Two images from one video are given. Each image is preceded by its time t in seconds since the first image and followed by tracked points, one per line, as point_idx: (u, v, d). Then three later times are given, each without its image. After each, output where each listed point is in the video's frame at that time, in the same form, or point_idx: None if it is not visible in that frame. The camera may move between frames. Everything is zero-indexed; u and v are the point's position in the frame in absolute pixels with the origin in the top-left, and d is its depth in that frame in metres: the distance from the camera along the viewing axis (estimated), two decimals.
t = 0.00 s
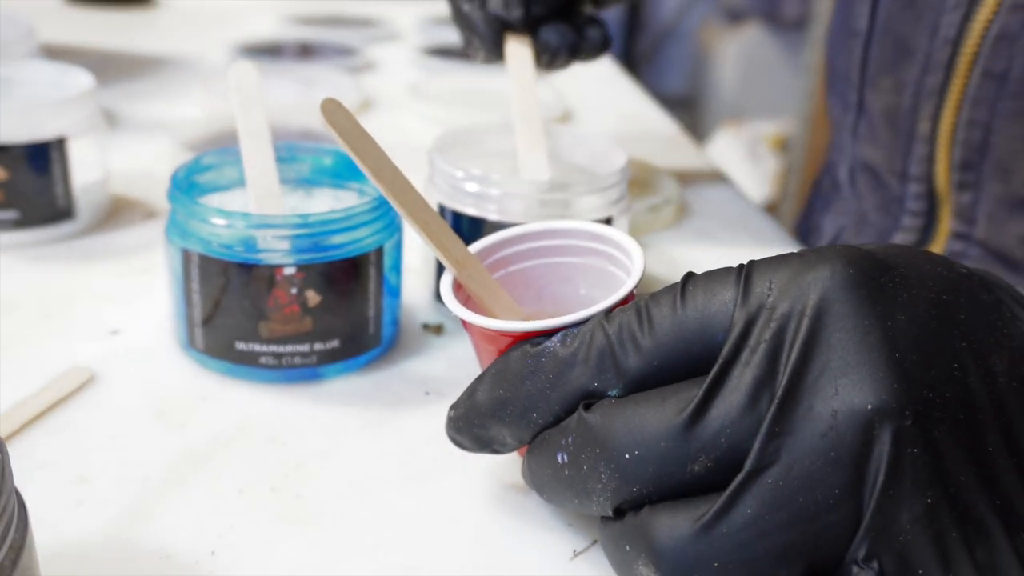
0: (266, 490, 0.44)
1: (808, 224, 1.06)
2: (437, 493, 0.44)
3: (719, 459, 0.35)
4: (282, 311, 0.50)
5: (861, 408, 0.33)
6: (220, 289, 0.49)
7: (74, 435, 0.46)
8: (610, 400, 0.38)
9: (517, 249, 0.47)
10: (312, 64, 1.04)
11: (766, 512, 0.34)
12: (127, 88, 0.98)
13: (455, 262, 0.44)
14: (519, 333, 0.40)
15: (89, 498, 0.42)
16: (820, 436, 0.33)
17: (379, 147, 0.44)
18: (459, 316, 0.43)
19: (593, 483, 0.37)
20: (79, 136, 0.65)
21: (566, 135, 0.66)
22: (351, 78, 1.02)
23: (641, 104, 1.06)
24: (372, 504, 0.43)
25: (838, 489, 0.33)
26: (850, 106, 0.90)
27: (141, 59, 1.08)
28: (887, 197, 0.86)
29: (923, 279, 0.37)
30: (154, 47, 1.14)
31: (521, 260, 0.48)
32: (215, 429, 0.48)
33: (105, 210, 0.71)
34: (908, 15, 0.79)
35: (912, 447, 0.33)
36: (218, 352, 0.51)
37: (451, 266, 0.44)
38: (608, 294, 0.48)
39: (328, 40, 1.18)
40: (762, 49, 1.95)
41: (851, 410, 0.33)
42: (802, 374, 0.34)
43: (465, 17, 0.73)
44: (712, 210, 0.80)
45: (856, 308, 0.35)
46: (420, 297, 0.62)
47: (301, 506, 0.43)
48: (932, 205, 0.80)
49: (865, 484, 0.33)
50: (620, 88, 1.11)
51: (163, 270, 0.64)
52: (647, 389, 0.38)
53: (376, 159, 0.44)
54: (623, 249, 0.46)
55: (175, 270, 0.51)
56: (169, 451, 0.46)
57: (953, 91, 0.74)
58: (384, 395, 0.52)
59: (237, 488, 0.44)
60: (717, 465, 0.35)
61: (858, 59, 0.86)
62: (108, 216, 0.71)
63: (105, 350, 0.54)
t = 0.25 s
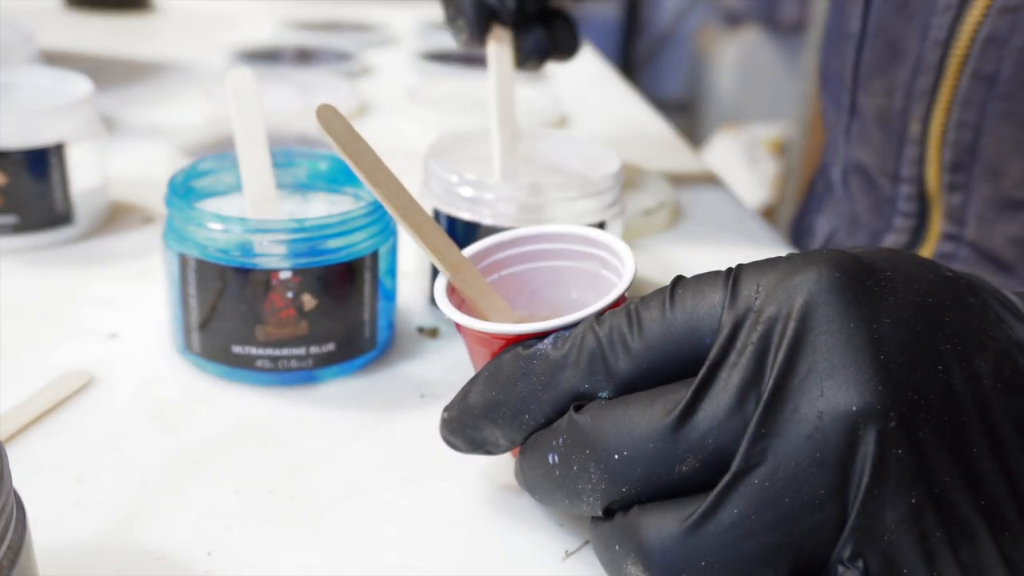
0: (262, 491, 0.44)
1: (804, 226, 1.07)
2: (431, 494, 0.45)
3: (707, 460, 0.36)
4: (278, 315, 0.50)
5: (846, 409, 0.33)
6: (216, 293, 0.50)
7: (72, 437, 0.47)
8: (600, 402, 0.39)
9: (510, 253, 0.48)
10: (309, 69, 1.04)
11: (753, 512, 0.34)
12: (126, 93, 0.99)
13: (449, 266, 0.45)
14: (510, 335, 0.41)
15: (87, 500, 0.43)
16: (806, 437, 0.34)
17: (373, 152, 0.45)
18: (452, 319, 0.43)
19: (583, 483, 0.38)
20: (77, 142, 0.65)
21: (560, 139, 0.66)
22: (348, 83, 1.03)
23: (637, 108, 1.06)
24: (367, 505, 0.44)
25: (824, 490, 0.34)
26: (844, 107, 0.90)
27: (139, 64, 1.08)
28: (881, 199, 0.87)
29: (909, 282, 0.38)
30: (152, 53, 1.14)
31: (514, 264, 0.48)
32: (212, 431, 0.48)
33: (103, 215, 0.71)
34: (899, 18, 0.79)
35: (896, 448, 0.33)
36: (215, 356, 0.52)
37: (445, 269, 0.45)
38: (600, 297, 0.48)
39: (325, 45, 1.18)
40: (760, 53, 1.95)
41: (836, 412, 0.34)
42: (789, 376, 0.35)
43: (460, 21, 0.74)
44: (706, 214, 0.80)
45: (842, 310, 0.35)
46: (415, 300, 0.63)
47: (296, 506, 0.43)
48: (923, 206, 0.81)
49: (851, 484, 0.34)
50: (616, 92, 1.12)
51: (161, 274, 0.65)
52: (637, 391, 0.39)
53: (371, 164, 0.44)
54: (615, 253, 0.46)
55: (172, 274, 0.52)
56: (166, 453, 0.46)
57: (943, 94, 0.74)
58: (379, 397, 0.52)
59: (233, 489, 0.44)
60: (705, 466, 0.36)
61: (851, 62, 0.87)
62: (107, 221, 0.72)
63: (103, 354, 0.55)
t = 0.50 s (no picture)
0: (261, 490, 0.45)
1: (805, 230, 1.08)
2: (428, 493, 0.45)
3: (700, 458, 0.36)
4: (276, 315, 0.51)
5: (836, 408, 0.34)
6: (216, 294, 0.50)
7: (72, 436, 0.47)
8: (594, 400, 0.39)
9: (507, 255, 0.48)
10: (309, 73, 1.05)
11: (744, 509, 0.35)
12: (126, 96, 1.00)
13: (446, 267, 0.45)
14: (506, 335, 0.41)
15: (86, 498, 0.43)
16: (797, 436, 0.34)
17: (372, 155, 0.45)
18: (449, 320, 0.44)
19: (577, 481, 0.38)
20: (77, 144, 0.66)
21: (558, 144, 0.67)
22: (348, 87, 1.04)
23: (635, 112, 1.07)
24: (364, 504, 0.44)
25: (814, 487, 0.34)
26: (842, 113, 0.91)
27: (139, 68, 1.09)
28: (878, 204, 0.87)
29: (900, 283, 0.38)
30: (152, 57, 1.15)
31: (511, 265, 0.49)
32: (211, 430, 0.49)
33: (103, 217, 0.72)
34: (895, 25, 0.80)
35: (886, 446, 0.34)
36: (214, 356, 0.52)
37: (442, 270, 0.45)
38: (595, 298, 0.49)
39: (325, 50, 1.19)
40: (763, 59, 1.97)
41: (827, 410, 0.34)
42: (780, 375, 0.35)
43: (463, 27, 0.74)
44: (703, 217, 0.81)
45: (833, 311, 0.36)
46: (414, 302, 0.63)
47: (294, 505, 0.44)
48: (919, 211, 0.82)
49: (841, 482, 0.34)
50: (615, 97, 1.13)
51: (160, 275, 0.65)
52: (631, 390, 0.40)
53: (370, 167, 0.45)
54: (611, 255, 0.47)
55: (172, 275, 0.52)
56: (165, 452, 0.47)
57: (939, 101, 0.75)
58: (377, 398, 0.53)
59: (232, 488, 0.44)
60: (697, 464, 0.36)
61: (850, 68, 0.87)
62: (107, 223, 0.72)
63: (103, 354, 0.55)
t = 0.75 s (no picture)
0: (262, 486, 0.45)
1: (805, 231, 1.08)
2: (428, 490, 0.45)
3: (696, 453, 0.37)
4: (278, 314, 0.51)
5: (832, 404, 0.34)
6: (217, 293, 0.51)
7: (75, 433, 0.48)
8: (593, 397, 0.39)
9: (506, 254, 0.49)
10: (310, 75, 1.06)
11: (741, 504, 0.35)
12: (129, 98, 1.00)
13: (446, 266, 0.46)
14: (505, 333, 0.42)
15: (89, 494, 0.43)
16: (793, 432, 0.35)
17: (373, 155, 0.46)
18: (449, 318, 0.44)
19: (576, 477, 0.39)
20: (81, 144, 0.66)
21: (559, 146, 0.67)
22: (349, 89, 1.04)
23: (635, 114, 1.08)
24: (365, 501, 0.44)
25: (810, 483, 0.34)
26: (842, 115, 0.91)
27: (142, 70, 1.10)
28: (877, 205, 0.88)
29: (895, 282, 0.38)
30: (155, 58, 1.16)
31: (510, 264, 0.49)
32: (213, 428, 0.49)
33: (106, 217, 0.72)
34: (895, 28, 0.80)
35: (881, 442, 0.34)
36: (216, 354, 0.53)
37: (442, 269, 0.45)
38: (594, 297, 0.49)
39: (327, 52, 1.20)
40: (761, 61, 1.97)
41: (822, 407, 0.34)
42: (777, 372, 0.36)
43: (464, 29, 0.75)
44: (702, 218, 0.81)
45: (829, 309, 0.36)
46: (415, 302, 0.64)
47: (295, 501, 0.44)
48: (918, 213, 0.82)
49: (836, 478, 0.34)
50: (615, 99, 1.13)
51: (163, 275, 0.66)
52: (629, 387, 0.40)
53: (370, 166, 0.45)
54: (609, 254, 0.47)
55: (174, 274, 0.53)
56: (167, 449, 0.47)
57: (937, 104, 0.75)
58: (378, 396, 0.53)
59: (233, 484, 0.45)
60: (694, 459, 0.37)
61: (849, 71, 0.87)
62: (110, 223, 0.72)
63: (106, 353, 0.55)
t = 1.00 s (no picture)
0: (268, 483, 0.45)
1: (809, 233, 1.08)
2: (434, 488, 0.46)
3: (702, 451, 0.37)
4: (283, 312, 0.51)
5: (837, 402, 0.34)
6: (223, 291, 0.51)
7: (81, 430, 0.48)
8: (598, 395, 0.40)
9: (512, 253, 0.49)
10: (315, 76, 1.06)
11: (746, 501, 0.35)
12: (134, 97, 1.00)
13: (451, 264, 0.46)
14: (511, 331, 0.42)
15: (95, 490, 0.44)
16: (798, 430, 0.35)
17: (379, 154, 0.46)
18: (454, 316, 0.44)
19: (581, 474, 0.39)
20: (87, 143, 0.66)
21: (565, 146, 0.67)
22: (353, 90, 1.04)
23: (639, 116, 1.08)
24: (370, 498, 0.45)
25: (815, 481, 0.35)
26: (846, 117, 0.92)
27: (147, 70, 1.10)
28: (880, 207, 0.88)
29: (900, 282, 0.39)
30: (160, 59, 1.16)
31: (515, 263, 0.49)
32: (219, 425, 0.49)
33: (111, 216, 0.72)
34: (899, 30, 0.81)
35: (886, 440, 0.34)
36: (222, 352, 0.53)
37: (447, 268, 0.46)
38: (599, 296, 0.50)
39: (331, 53, 1.20)
40: (761, 64, 1.96)
41: (828, 405, 0.35)
42: (782, 370, 0.36)
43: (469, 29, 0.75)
44: (705, 219, 0.81)
45: (834, 307, 0.36)
46: (419, 301, 0.64)
47: (301, 498, 0.44)
48: (922, 215, 0.82)
49: (841, 475, 0.35)
50: (619, 100, 1.13)
51: (169, 274, 0.66)
52: (634, 385, 0.40)
53: (377, 165, 0.45)
54: (614, 254, 0.47)
55: (180, 272, 0.53)
56: (173, 446, 0.47)
57: (941, 106, 0.75)
58: (384, 394, 0.53)
59: (239, 481, 0.45)
60: (700, 457, 0.37)
61: (853, 73, 0.88)
62: (115, 222, 0.73)
63: (112, 350, 0.56)
